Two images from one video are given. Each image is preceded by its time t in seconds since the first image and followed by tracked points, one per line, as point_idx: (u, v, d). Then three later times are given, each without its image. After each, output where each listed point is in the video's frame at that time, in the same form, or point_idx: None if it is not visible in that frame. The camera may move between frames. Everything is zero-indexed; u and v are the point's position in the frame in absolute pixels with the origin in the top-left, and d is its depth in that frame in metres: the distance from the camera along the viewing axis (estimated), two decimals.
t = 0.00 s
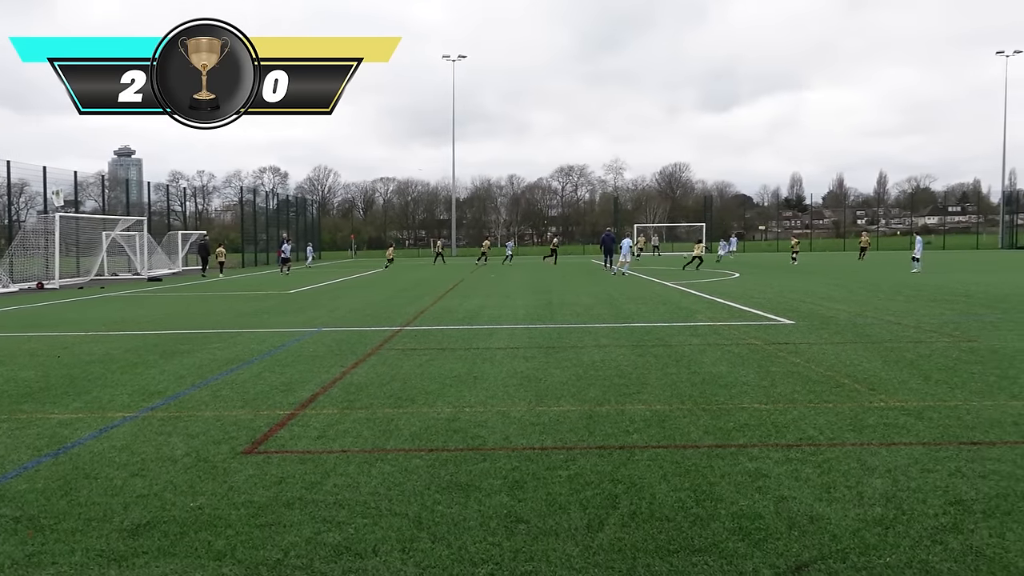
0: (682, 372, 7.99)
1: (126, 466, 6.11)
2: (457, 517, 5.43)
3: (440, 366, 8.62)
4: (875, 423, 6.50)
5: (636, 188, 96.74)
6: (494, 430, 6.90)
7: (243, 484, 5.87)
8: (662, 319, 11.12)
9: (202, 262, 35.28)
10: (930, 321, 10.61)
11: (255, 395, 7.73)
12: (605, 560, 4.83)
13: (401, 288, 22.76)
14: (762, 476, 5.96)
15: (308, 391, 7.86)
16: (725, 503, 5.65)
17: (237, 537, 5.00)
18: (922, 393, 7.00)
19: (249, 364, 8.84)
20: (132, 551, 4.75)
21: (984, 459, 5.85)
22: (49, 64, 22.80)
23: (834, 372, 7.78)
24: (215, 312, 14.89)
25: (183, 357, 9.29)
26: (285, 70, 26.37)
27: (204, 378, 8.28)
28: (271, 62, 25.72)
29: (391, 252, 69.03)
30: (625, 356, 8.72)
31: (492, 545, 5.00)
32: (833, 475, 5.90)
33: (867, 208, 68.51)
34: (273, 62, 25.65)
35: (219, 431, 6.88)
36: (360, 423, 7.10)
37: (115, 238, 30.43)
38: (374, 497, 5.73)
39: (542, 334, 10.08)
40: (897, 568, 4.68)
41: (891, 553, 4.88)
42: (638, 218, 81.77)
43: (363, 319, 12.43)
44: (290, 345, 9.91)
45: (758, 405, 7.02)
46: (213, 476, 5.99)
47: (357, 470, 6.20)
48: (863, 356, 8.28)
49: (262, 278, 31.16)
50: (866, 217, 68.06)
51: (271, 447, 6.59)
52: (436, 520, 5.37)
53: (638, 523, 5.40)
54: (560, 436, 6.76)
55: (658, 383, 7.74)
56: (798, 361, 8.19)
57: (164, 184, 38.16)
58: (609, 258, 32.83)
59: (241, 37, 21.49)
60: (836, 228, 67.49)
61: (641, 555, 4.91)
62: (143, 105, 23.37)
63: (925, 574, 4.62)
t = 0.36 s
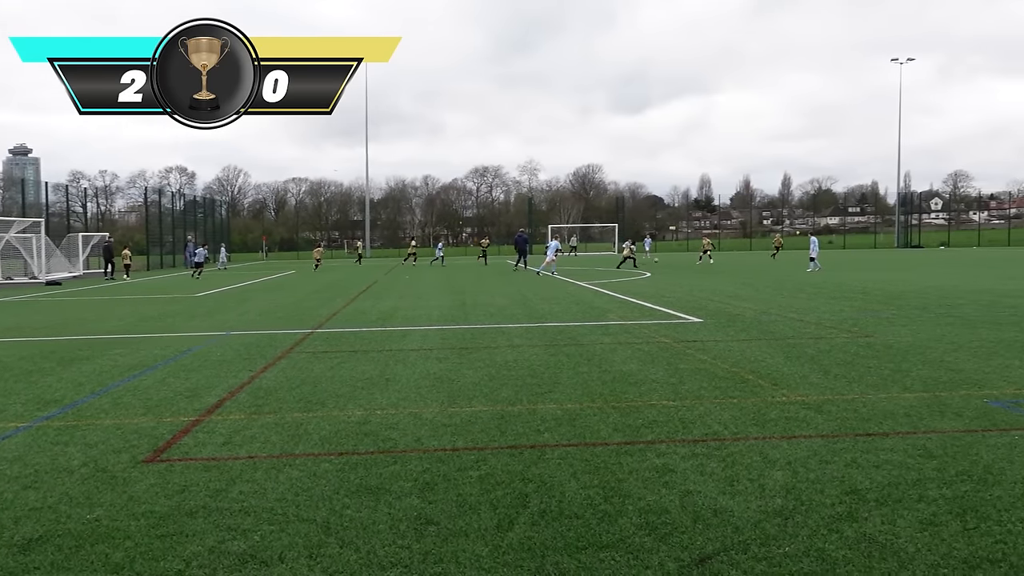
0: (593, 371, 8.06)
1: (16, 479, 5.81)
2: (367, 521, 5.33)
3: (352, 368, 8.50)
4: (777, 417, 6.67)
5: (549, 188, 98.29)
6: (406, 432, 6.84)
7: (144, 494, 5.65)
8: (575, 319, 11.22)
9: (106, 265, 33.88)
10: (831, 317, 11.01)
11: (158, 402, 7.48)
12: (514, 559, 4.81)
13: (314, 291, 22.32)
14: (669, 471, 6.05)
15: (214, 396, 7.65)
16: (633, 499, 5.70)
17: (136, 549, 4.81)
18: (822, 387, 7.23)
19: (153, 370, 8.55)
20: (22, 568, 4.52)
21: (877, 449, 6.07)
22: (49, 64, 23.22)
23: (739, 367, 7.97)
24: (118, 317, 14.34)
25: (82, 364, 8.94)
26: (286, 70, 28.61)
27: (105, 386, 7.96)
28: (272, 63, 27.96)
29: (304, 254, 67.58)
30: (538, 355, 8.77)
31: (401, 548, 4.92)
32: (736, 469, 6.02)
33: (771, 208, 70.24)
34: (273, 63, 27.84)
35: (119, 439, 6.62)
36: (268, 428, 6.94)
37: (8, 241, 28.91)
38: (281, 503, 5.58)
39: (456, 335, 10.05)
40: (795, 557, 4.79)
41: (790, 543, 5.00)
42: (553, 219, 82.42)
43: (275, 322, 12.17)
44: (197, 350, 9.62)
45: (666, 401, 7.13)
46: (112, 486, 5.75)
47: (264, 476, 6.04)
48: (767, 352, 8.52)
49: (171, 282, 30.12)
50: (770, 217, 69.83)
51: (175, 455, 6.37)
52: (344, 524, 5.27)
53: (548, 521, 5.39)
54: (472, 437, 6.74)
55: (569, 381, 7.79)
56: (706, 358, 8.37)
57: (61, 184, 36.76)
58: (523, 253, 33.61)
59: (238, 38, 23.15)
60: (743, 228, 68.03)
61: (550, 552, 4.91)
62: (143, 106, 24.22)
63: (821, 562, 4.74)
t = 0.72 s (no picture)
0: (511, 372, 8.07)
1: None
2: (279, 527, 5.19)
3: (266, 372, 8.34)
4: (690, 415, 6.79)
5: (469, 188, 98.29)
6: (322, 436, 6.73)
7: (44, 505, 5.39)
8: (494, 319, 11.25)
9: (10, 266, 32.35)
10: (744, 316, 11.32)
11: (60, 409, 7.19)
12: (429, 562, 4.75)
13: (231, 292, 21.75)
14: (585, 470, 6.08)
15: (122, 402, 7.39)
16: (549, 498, 5.71)
17: (35, 563, 4.59)
18: (733, 384, 7.40)
19: (56, 375, 8.21)
20: None
21: (785, 444, 6.23)
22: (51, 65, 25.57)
23: (654, 367, 8.09)
24: (18, 321, 13.71)
25: None
26: (286, 70, 30.99)
27: (3, 393, 7.61)
28: (272, 63, 30.61)
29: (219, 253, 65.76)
30: (457, 356, 8.75)
31: (314, 553, 4.80)
32: (650, 466, 6.09)
33: (687, 210, 68.26)
34: (273, 63, 30.55)
35: (18, 448, 6.33)
36: (177, 434, 6.74)
37: None
38: (190, 511, 5.40)
39: (374, 337, 9.96)
40: (706, 552, 4.87)
41: (701, 538, 5.08)
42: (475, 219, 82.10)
43: (188, 325, 11.83)
44: (103, 354, 9.28)
45: (583, 401, 7.19)
46: (9, 497, 5.48)
47: (173, 483, 5.83)
48: (680, 351, 8.68)
49: (85, 283, 28.90)
50: (687, 220, 68.38)
51: (78, 463, 6.12)
52: (256, 530, 5.12)
53: (463, 522, 5.35)
54: (389, 439, 6.66)
55: (487, 382, 7.78)
56: (622, 357, 8.46)
57: None
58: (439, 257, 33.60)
59: (237, 42, 27.58)
60: (659, 230, 69.61)
61: (465, 554, 4.87)
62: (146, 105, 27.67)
63: (731, 557, 4.82)
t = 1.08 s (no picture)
0: (444, 373, 8.02)
1: None
2: (205, 535, 5.03)
3: (193, 376, 8.14)
4: (622, 414, 6.83)
5: (401, 187, 97.52)
6: (250, 442, 6.58)
7: None
8: (427, 321, 11.20)
9: None
10: (674, 315, 11.48)
11: None
12: (359, 567, 4.66)
13: (157, 295, 21.17)
14: (517, 471, 6.06)
15: (39, 409, 7.13)
16: (480, 500, 5.67)
17: None
18: (664, 383, 7.47)
19: None
20: None
21: (714, 442, 6.30)
22: (55, 66, 31.21)
23: (586, 366, 8.13)
24: None
25: None
26: (287, 71, 31.66)
27: None
28: (271, 62, 31.86)
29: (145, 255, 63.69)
30: (389, 358, 8.67)
31: (240, 562, 4.67)
32: (582, 466, 6.10)
33: (620, 211, 68.20)
34: (272, 62, 31.86)
35: None
36: (99, 441, 6.53)
37: None
38: (111, 521, 5.21)
39: (305, 339, 9.82)
40: (636, 550, 4.88)
41: (632, 536, 5.09)
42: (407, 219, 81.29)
43: (111, 329, 11.46)
44: (19, 360, 8.94)
45: (515, 401, 7.18)
46: None
47: (94, 493, 5.62)
48: (612, 351, 8.74)
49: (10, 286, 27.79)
50: (619, 220, 68.25)
51: None
52: (181, 539, 4.97)
53: (395, 526, 5.26)
54: (319, 443, 6.55)
55: (420, 384, 7.72)
56: (555, 357, 8.48)
57: None
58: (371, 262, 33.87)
59: (236, 43, 32.83)
60: (593, 231, 68.97)
61: (397, 558, 4.79)
62: (145, 105, 33.92)
63: (660, 554, 4.84)
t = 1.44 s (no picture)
0: (372, 376, 7.91)
1: None
2: (120, 550, 4.81)
3: (112, 383, 7.87)
4: (550, 415, 6.81)
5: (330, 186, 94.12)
6: (171, 450, 6.37)
7: None
8: (355, 323, 11.06)
9: None
10: (603, 315, 11.56)
11: None
12: None
13: (76, 299, 20.42)
14: (445, 475, 5.99)
15: None
16: (407, 505, 5.56)
17: None
18: (592, 383, 7.49)
19: None
20: None
21: (641, 441, 6.33)
22: (57, 67, 33.22)
23: (515, 367, 8.11)
24: None
25: None
26: (287, 70, 30.37)
27: None
28: (271, 62, 30.52)
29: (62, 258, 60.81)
30: (317, 362, 8.52)
31: None
32: (510, 468, 6.06)
33: (550, 211, 65.68)
34: (273, 62, 30.54)
35: None
36: (10, 454, 6.23)
37: None
38: (20, 537, 4.93)
39: (230, 344, 9.59)
40: (563, 552, 4.85)
41: (559, 538, 5.06)
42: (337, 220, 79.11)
43: (26, 335, 10.97)
44: None
45: (444, 404, 7.11)
46: None
47: (2, 508, 5.33)
48: (541, 351, 8.74)
49: None
50: (549, 220, 66.05)
51: None
52: (95, 554, 4.73)
53: (320, 534, 5.11)
54: (242, 451, 6.37)
55: (348, 388, 7.59)
56: (484, 359, 8.43)
57: None
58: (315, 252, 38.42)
59: (236, 43, 31.23)
60: (524, 232, 65.47)
61: (321, 566, 4.64)
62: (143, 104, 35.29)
63: (588, 556, 4.80)
